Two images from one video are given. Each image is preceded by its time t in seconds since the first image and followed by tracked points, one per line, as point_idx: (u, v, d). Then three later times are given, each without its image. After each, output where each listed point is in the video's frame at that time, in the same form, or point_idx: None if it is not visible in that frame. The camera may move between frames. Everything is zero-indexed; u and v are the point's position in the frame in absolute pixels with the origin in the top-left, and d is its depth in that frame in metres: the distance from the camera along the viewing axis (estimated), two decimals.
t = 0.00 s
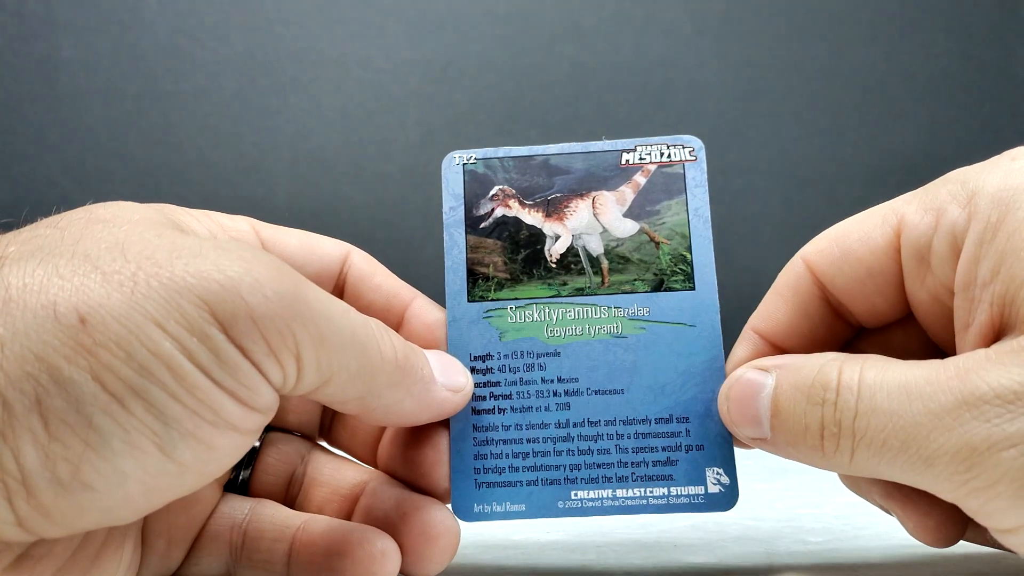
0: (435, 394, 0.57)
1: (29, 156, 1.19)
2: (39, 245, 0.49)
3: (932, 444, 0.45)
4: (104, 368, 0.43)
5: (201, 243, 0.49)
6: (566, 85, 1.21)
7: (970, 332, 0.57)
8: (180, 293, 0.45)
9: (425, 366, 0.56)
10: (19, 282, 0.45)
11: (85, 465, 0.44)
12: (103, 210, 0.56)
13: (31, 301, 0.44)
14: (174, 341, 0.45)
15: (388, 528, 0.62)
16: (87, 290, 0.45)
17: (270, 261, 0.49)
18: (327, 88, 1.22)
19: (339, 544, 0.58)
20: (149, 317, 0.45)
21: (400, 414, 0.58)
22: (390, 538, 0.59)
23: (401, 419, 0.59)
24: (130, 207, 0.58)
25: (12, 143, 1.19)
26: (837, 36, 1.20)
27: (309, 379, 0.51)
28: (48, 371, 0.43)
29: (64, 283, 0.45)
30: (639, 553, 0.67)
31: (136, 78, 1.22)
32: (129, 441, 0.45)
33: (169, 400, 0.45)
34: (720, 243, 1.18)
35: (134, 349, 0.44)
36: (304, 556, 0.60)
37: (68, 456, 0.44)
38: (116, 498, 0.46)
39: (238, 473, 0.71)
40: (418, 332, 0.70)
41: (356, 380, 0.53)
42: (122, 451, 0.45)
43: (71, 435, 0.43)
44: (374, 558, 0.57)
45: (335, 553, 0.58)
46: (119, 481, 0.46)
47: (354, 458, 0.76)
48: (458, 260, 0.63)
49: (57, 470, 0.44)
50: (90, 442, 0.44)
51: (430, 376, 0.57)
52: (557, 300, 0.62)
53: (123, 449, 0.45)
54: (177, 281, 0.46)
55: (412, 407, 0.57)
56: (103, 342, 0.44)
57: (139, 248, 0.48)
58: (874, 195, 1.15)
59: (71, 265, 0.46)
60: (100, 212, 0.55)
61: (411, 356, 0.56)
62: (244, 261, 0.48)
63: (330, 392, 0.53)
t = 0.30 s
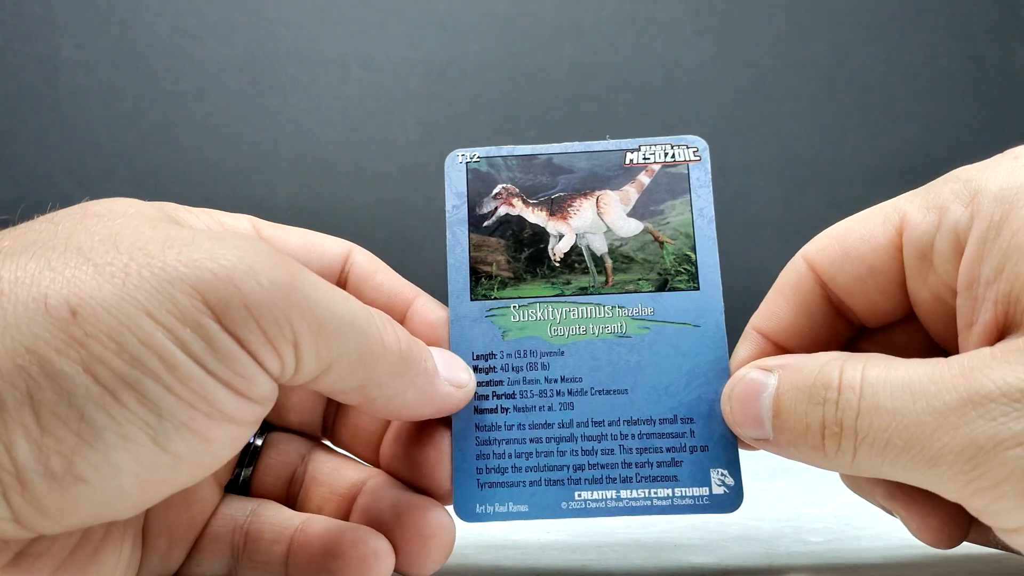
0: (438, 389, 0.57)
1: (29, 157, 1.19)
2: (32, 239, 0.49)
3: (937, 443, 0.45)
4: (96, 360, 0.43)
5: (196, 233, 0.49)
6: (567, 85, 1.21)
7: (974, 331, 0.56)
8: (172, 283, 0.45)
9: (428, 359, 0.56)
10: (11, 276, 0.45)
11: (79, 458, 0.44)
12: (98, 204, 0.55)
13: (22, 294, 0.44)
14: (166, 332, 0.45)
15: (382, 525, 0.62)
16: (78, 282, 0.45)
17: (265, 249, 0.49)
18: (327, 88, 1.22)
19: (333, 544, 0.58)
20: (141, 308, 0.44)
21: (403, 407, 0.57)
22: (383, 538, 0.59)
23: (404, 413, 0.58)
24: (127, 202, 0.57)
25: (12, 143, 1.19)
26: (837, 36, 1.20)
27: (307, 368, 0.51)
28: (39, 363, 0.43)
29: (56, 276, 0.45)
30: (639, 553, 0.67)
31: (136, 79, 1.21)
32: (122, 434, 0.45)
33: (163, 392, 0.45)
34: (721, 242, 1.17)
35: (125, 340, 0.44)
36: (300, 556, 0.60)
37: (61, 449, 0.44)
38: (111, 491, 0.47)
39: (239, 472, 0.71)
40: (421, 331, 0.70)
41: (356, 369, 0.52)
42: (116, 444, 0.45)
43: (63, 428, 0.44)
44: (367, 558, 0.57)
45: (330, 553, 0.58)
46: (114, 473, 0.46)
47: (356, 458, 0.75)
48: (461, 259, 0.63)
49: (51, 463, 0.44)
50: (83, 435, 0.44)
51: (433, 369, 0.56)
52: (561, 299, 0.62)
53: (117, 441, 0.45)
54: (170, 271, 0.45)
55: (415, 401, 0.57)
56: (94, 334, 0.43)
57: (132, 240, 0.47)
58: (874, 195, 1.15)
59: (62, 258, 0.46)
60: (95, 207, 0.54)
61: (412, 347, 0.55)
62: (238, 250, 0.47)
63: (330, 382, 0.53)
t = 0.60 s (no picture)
0: (439, 389, 0.56)
1: (29, 157, 1.18)
2: (30, 237, 0.49)
3: (939, 445, 0.45)
4: (93, 358, 0.43)
5: (194, 231, 0.48)
6: (567, 85, 1.21)
7: (975, 333, 0.56)
8: (169, 281, 0.45)
9: (430, 358, 0.56)
10: (8, 274, 0.45)
11: (76, 456, 0.44)
12: (97, 204, 0.55)
13: (19, 292, 0.44)
14: (163, 330, 0.45)
15: (381, 525, 0.62)
16: (75, 280, 0.44)
17: (264, 246, 0.49)
18: (327, 88, 1.22)
19: (331, 544, 0.59)
20: (138, 306, 0.44)
21: (404, 407, 0.57)
22: (380, 537, 0.59)
23: (405, 412, 0.58)
24: (126, 202, 0.57)
25: (12, 144, 1.19)
26: (837, 36, 1.20)
27: (306, 366, 0.51)
28: (35, 361, 0.43)
29: (53, 274, 0.45)
30: (640, 553, 0.67)
31: (136, 79, 1.21)
32: (119, 432, 0.45)
33: (160, 390, 0.45)
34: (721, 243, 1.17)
35: (121, 338, 0.44)
36: (298, 556, 0.60)
37: (58, 448, 0.44)
38: (109, 489, 0.47)
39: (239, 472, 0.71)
40: (422, 332, 0.70)
41: (356, 367, 0.52)
42: (113, 442, 0.45)
43: (60, 427, 0.44)
44: (364, 558, 0.57)
45: (328, 554, 0.58)
46: (111, 472, 0.46)
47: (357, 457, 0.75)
48: (463, 259, 0.63)
49: (47, 461, 0.44)
50: (80, 434, 0.44)
51: (435, 369, 0.56)
52: (564, 301, 0.62)
53: (114, 440, 0.45)
54: (167, 269, 0.45)
55: (416, 401, 0.57)
56: (90, 332, 0.43)
57: (130, 238, 0.47)
58: (874, 195, 1.15)
59: (60, 255, 0.46)
60: (94, 206, 0.54)
61: (412, 346, 0.55)
62: (236, 248, 0.47)
63: (329, 380, 0.53)
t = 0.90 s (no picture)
0: (440, 391, 0.56)
1: (29, 157, 1.18)
2: (31, 238, 0.49)
3: (939, 448, 0.45)
4: (93, 358, 0.43)
5: (195, 232, 0.48)
6: (567, 86, 1.21)
7: (975, 335, 0.56)
8: (170, 282, 0.45)
9: (431, 360, 0.56)
10: (9, 274, 0.45)
11: (75, 456, 0.44)
12: (99, 204, 0.55)
13: (19, 292, 0.44)
14: (164, 331, 0.45)
15: (380, 525, 0.62)
16: (76, 281, 0.44)
17: (265, 247, 0.49)
18: (327, 88, 1.21)
19: (330, 545, 0.59)
20: (138, 306, 0.44)
21: (405, 408, 0.57)
22: (380, 537, 0.59)
23: (407, 414, 0.58)
24: (127, 203, 0.57)
25: (12, 143, 1.18)
26: (837, 36, 1.20)
27: (307, 367, 0.51)
28: (35, 361, 0.43)
29: (53, 274, 0.45)
30: (640, 553, 0.67)
31: (136, 79, 1.21)
32: (120, 432, 0.45)
33: (160, 391, 0.45)
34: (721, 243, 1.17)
35: (122, 339, 0.44)
36: (297, 556, 0.60)
37: (58, 448, 0.44)
38: (109, 490, 0.47)
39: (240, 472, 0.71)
40: (423, 332, 0.70)
41: (357, 368, 0.52)
42: (113, 442, 0.45)
43: (60, 427, 0.44)
44: (363, 558, 0.57)
45: (328, 554, 0.58)
46: (111, 472, 0.46)
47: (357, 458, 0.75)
48: (465, 260, 0.63)
49: (47, 461, 0.44)
50: (80, 434, 0.44)
51: (436, 370, 0.56)
52: (565, 303, 0.62)
53: (114, 440, 0.45)
54: (168, 270, 0.45)
55: (417, 402, 0.57)
56: (91, 332, 0.43)
57: (131, 239, 0.47)
58: (874, 195, 1.15)
59: (60, 256, 0.46)
60: (95, 207, 0.54)
61: (414, 348, 0.55)
62: (237, 249, 0.47)
63: (330, 381, 0.53)
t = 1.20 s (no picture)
0: (442, 392, 0.56)
1: (29, 157, 1.18)
2: (34, 240, 0.48)
3: (941, 443, 0.45)
4: (97, 361, 0.43)
5: (198, 235, 0.48)
6: (567, 86, 1.21)
7: (978, 333, 0.56)
8: (173, 285, 0.45)
9: (433, 362, 0.56)
10: (13, 277, 0.45)
11: (79, 459, 0.44)
12: (100, 206, 0.55)
13: (23, 295, 0.44)
14: (167, 334, 0.45)
15: (379, 523, 0.62)
16: (80, 284, 0.44)
17: (267, 250, 0.49)
18: (327, 88, 1.21)
19: (328, 543, 0.59)
20: (142, 309, 0.44)
21: (406, 409, 0.57)
22: (378, 536, 0.59)
23: (408, 415, 0.58)
24: (128, 205, 0.57)
25: (12, 143, 1.18)
26: (837, 36, 1.20)
27: (309, 369, 0.51)
28: (39, 365, 0.43)
29: (57, 277, 0.45)
30: (640, 553, 0.67)
31: (136, 79, 1.21)
32: (124, 435, 0.45)
33: (164, 394, 0.45)
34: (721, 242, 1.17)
35: (126, 343, 0.44)
36: (296, 555, 0.60)
37: (62, 452, 0.44)
38: (112, 493, 0.47)
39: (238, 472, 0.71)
40: (422, 332, 0.70)
41: (359, 369, 0.52)
42: (117, 445, 0.45)
43: (64, 431, 0.44)
44: (362, 557, 0.57)
45: (326, 553, 0.58)
46: (114, 475, 0.46)
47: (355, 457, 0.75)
48: (464, 261, 0.63)
49: (51, 465, 0.44)
50: (84, 437, 0.44)
51: (438, 372, 0.56)
52: (564, 303, 0.62)
53: (118, 443, 0.45)
54: (172, 273, 0.45)
55: (418, 403, 0.57)
56: (95, 335, 0.43)
57: (134, 241, 0.47)
58: (875, 195, 1.15)
59: (64, 258, 0.46)
60: (96, 208, 0.54)
61: (416, 349, 0.55)
62: (240, 253, 0.47)
63: (332, 382, 0.53)
